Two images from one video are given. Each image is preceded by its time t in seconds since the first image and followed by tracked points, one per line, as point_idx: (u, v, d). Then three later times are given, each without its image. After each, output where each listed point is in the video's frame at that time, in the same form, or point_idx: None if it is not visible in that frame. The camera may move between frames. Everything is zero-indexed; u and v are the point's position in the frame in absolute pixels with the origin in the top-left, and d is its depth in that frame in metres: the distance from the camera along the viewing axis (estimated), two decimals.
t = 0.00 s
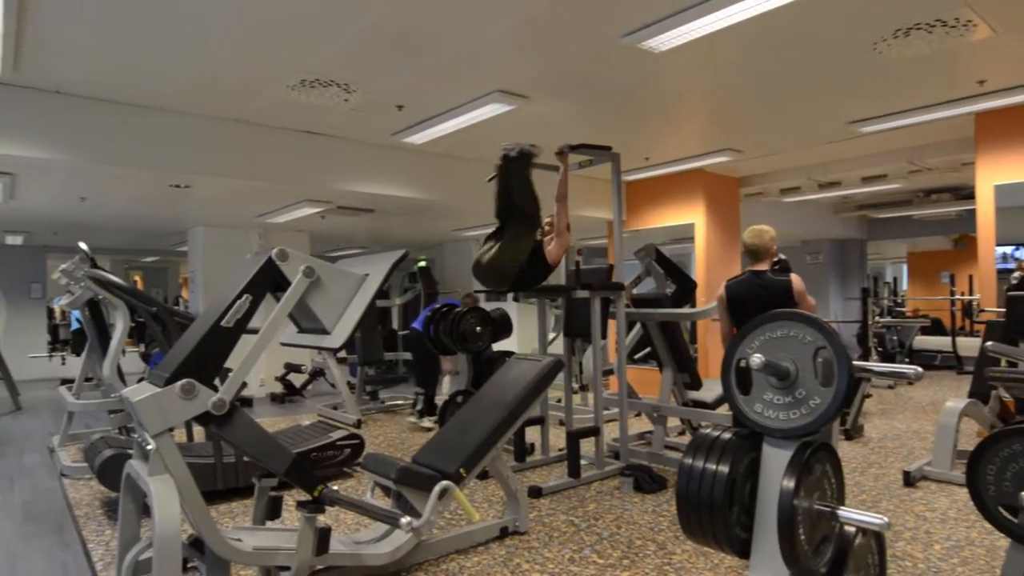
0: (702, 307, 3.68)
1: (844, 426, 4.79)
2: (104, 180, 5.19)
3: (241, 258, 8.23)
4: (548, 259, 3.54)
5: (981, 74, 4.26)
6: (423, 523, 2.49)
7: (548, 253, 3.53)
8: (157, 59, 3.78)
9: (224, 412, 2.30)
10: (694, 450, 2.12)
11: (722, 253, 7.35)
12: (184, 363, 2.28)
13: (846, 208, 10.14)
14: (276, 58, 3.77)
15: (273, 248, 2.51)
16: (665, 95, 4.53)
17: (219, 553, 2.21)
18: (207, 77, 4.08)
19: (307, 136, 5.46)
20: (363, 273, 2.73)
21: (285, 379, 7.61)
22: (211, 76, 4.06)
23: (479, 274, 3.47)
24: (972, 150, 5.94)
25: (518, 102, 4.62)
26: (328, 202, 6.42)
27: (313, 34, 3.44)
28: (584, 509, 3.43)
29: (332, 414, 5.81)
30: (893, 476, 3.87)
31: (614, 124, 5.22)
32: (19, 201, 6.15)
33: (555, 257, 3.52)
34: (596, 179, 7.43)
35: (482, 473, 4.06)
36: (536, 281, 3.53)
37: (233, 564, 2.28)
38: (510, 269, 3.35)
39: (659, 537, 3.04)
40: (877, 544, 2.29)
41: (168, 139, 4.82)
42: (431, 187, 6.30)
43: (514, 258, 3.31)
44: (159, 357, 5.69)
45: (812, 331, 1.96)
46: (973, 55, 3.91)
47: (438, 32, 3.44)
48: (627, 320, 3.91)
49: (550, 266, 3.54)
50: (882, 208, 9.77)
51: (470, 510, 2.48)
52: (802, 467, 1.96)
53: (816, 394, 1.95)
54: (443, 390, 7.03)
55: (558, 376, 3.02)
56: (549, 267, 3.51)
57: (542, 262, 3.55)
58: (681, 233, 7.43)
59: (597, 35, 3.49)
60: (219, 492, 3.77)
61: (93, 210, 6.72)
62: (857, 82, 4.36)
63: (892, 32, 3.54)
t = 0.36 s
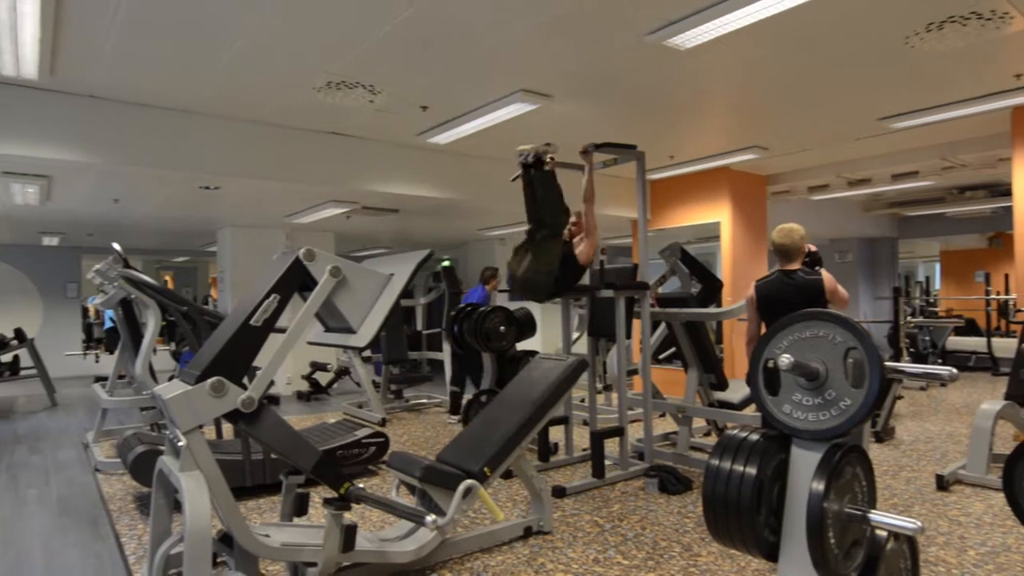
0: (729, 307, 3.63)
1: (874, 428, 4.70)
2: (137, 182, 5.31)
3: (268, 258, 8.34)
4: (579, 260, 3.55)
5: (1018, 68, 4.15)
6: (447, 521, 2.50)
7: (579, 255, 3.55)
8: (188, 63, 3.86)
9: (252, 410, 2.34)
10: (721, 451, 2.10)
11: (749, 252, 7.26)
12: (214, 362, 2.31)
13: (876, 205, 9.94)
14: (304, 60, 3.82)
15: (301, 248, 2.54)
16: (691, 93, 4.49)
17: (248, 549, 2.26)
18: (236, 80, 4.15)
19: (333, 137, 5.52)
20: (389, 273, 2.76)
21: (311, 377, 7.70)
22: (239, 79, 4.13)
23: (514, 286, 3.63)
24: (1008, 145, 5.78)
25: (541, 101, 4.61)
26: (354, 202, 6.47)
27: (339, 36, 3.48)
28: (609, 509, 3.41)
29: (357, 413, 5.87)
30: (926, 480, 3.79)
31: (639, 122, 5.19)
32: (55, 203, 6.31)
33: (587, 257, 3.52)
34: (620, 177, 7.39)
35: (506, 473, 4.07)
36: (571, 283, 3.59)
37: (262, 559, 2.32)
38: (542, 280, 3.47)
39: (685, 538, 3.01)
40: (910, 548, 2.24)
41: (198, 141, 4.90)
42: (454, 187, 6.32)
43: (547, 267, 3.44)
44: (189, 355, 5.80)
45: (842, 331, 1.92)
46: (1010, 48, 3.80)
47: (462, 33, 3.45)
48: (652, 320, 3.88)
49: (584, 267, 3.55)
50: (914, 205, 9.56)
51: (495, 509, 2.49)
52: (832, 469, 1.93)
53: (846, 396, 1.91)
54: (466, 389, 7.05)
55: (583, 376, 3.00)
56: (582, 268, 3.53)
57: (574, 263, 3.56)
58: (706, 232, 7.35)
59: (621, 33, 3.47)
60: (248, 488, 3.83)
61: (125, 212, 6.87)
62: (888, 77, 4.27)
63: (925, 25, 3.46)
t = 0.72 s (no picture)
0: (752, 307, 3.59)
1: (900, 430, 4.62)
2: (163, 184, 5.40)
3: (291, 258, 8.44)
4: (617, 258, 3.85)
5: None
6: (468, 520, 2.51)
7: (614, 254, 3.83)
8: (213, 66, 3.92)
9: (276, 408, 2.36)
10: (743, 453, 2.08)
11: (772, 252, 7.17)
12: (238, 360, 2.34)
13: (902, 203, 9.77)
14: (326, 62, 3.86)
15: (323, 248, 2.56)
16: (712, 90, 4.46)
17: (272, 545, 2.29)
18: (259, 82, 4.21)
19: (354, 138, 5.56)
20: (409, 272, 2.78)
21: (332, 376, 7.77)
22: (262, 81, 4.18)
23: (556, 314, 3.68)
24: None
25: (561, 100, 4.60)
26: (375, 202, 6.52)
27: (360, 37, 3.50)
28: (629, 510, 3.40)
29: (378, 411, 5.91)
30: (954, 483, 3.71)
31: (660, 120, 5.15)
32: (84, 204, 6.44)
33: (626, 255, 3.83)
34: (640, 176, 7.35)
35: (526, 472, 4.07)
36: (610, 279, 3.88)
37: (285, 556, 2.34)
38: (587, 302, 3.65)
39: (706, 540, 2.98)
40: (938, 553, 2.20)
41: (221, 143, 4.97)
42: (474, 186, 6.33)
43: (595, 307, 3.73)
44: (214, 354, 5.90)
45: (869, 331, 1.89)
46: None
47: (482, 32, 3.45)
48: (673, 319, 3.85)
49: (622, 264, 3.86)
50: (942, 203, 9.38)
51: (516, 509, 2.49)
52: (858, 472, 1.90)
53: (873, 397, 1.87)
54: (486, 388, 7.06)
55: (603, 376, 2.99)
56: (619, 265, 3.84)
57: (611, 261, 3.86)
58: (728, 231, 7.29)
59: (642, 31, 3.45)
60: (271, 486, 3.87)
61: (151, 212, 6.99)
62: (916, 73, 4.19)
63: (954, 20, 3.39)
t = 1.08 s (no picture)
0: (771, 307, 3.56)
1: (922, 432, 4.55)
2: (183, 184, 5.47)
3: (309, 258, 8.51)
4: (633, 259, 3.82)
5: None
6: (485, 520, 2.51)
7: (631, 255, 3.82)
8: (233, 68, 3.96)
9: (295, 406, 2.38)
10: (762, 454, 2.07)
11: (791, 251, 7.09)
12: (257, 359, 2.36)
13: (925, 201, 9.62)
14: (343, 63, 3.88)
15: (341, 248, 2.57)
16: (730, 88, 4.42)
17: (291, 542, 2.31)
18: (278, 84, 4.25)
19: (371, 139, 5.59)
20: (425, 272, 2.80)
21: (350, 375, 7.83)
22: (281, 82, 4.22)
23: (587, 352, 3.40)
24: None
25: (578, 100, 4.59)
26: (392, 202, 6.55)
27: (377, 38, 3.52)
28: (646, 510, 3.38)
29: (395, 410, 5.94)
30: (978, 486, 3.65)
31: (678, 119, 5.12)
32: (107, 205, 6.54)
33: (641, 255, 3.82)
34: (657, 176, 7.31)
35: (542, 472, 4.07)
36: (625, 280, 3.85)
37: (303, 553, 2.37)
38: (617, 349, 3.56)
39: (724, 542, 2.96)
40: (961, 557, 2.17)
41: (241, 145, 5.02)
42: (490, 186, 6.34)
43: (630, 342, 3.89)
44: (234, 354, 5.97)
45: (892, 332, 1.86)
46: None
47: (499, 32, 3.45)
48: (690, 319, 3.83)
49: (638, 265, 3.84)
50: (966, 201, 9.22)
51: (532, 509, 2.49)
52: (879, 474, 1.87)
53: (894, 398, 1.84)
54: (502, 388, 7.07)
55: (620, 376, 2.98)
56: (635, 266, 3.82)
57: (626, 262, 3.84)
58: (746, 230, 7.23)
59: (660, 29, 3.43)
60: (291, 484, 3.91)
61: (172, 213, 7.08)
62: (939, 68, 4.12)
63: (978, 14, 3.33)
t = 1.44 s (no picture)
0: (788, 307, 3.53)
1: (943, 434, 4.49)
2: (202, 185, 5.54)
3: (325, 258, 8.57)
4: (642, 260, 3.76)
5: None
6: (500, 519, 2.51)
7: (641, 255, 3.75)
8: (251, 70, 4.01)
9: (312, 405, 2.40)
10: (780, 455, 2.06)
11: (808, 251, 7.02)
12: (275, 359, 2.38)
13: (946, 200, 9.48)
14: (358, 64, 3.91)
15: (357, 248, 2.59)
16: (747, 86, 4.39)
17: (308, 541, 2.32)
18: (294, 85, 4.28)
19: (386, 139, 5.62)
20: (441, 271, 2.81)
21: (365, 374, 7.87)
22: (297, 84, 4.25)
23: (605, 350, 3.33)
24: None
25: (593, 99, 4.58)
26: (407, 203, 6.58)
27: (393, 38, 3.53)
28: (662, 511, 3.37)
29: (410, 410, 5.97)
30: (1001, 489, 3.59)
31: (694, 117, 5.09)
32: (128, 206, 6.64)
33: (650, 257, 3.74)
34: (672, 175, 7.28)
35: (557, 472, 4.06)
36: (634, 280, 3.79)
37: (320, 551, 2.38)
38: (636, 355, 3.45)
39: (741, 543, 2.94)
40: (984, 560, 2.14)
41: (258, 145, 5.07)
42: (505, 186, 6.34)
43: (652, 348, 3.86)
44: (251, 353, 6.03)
45: (913, 332, 1.82)
46: None
47: (514, 32, 3.46)
48: (706, 318, 3.80)
49: (648, 267, 3.77)
50: (988, 199, 9.06)
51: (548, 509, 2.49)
52: (899, 476, 1.85)
53: (915, 399, 1.81)
54: (517, 387, 7.07)
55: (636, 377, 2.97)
56: (647, 267, 3.74)
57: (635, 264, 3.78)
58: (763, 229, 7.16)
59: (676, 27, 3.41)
60: (308, 482, 3.95)
61: (191, 214, 7.17)
62: (961, 65, 4.05)
63: (1001, 9, 3.27)
